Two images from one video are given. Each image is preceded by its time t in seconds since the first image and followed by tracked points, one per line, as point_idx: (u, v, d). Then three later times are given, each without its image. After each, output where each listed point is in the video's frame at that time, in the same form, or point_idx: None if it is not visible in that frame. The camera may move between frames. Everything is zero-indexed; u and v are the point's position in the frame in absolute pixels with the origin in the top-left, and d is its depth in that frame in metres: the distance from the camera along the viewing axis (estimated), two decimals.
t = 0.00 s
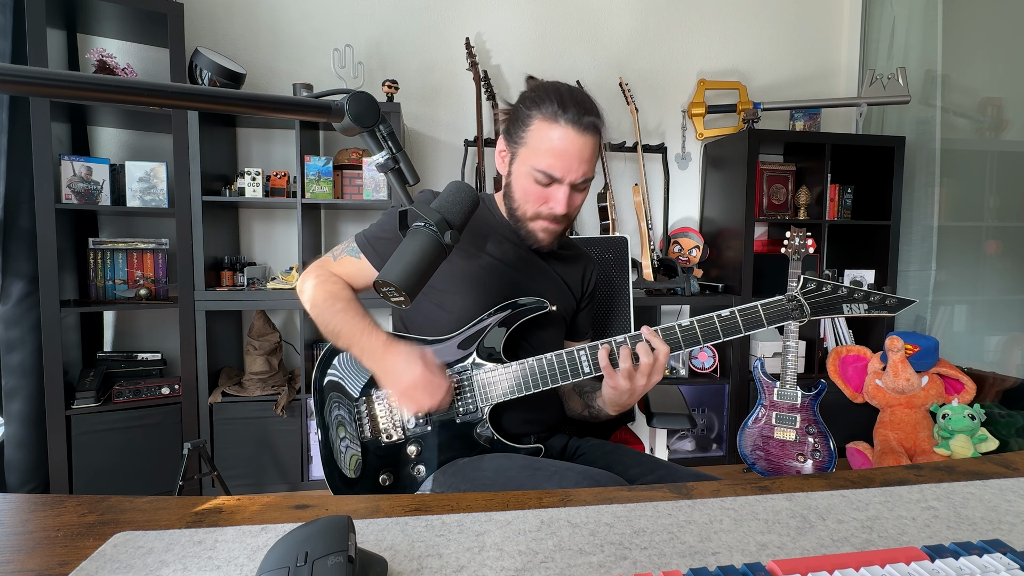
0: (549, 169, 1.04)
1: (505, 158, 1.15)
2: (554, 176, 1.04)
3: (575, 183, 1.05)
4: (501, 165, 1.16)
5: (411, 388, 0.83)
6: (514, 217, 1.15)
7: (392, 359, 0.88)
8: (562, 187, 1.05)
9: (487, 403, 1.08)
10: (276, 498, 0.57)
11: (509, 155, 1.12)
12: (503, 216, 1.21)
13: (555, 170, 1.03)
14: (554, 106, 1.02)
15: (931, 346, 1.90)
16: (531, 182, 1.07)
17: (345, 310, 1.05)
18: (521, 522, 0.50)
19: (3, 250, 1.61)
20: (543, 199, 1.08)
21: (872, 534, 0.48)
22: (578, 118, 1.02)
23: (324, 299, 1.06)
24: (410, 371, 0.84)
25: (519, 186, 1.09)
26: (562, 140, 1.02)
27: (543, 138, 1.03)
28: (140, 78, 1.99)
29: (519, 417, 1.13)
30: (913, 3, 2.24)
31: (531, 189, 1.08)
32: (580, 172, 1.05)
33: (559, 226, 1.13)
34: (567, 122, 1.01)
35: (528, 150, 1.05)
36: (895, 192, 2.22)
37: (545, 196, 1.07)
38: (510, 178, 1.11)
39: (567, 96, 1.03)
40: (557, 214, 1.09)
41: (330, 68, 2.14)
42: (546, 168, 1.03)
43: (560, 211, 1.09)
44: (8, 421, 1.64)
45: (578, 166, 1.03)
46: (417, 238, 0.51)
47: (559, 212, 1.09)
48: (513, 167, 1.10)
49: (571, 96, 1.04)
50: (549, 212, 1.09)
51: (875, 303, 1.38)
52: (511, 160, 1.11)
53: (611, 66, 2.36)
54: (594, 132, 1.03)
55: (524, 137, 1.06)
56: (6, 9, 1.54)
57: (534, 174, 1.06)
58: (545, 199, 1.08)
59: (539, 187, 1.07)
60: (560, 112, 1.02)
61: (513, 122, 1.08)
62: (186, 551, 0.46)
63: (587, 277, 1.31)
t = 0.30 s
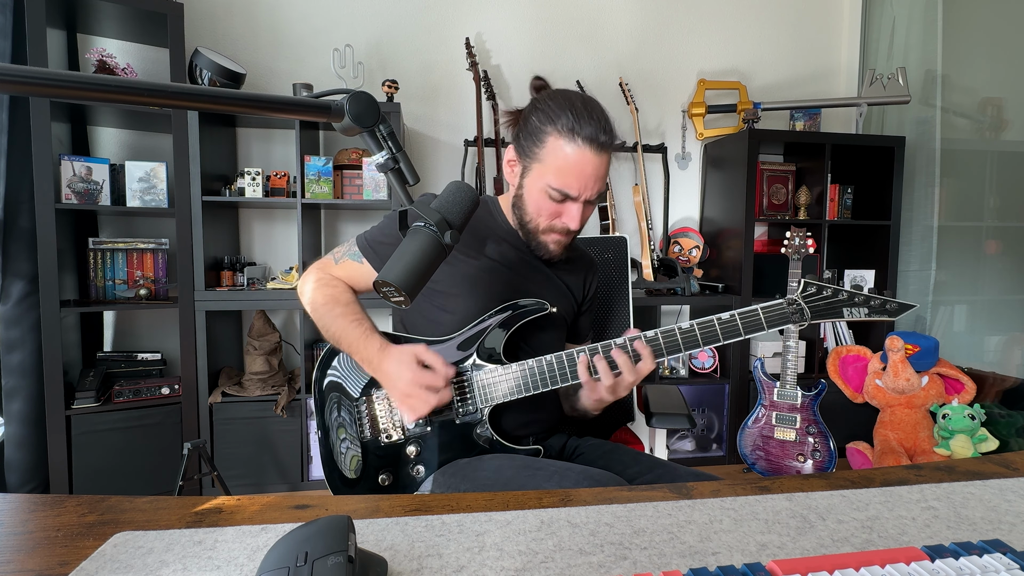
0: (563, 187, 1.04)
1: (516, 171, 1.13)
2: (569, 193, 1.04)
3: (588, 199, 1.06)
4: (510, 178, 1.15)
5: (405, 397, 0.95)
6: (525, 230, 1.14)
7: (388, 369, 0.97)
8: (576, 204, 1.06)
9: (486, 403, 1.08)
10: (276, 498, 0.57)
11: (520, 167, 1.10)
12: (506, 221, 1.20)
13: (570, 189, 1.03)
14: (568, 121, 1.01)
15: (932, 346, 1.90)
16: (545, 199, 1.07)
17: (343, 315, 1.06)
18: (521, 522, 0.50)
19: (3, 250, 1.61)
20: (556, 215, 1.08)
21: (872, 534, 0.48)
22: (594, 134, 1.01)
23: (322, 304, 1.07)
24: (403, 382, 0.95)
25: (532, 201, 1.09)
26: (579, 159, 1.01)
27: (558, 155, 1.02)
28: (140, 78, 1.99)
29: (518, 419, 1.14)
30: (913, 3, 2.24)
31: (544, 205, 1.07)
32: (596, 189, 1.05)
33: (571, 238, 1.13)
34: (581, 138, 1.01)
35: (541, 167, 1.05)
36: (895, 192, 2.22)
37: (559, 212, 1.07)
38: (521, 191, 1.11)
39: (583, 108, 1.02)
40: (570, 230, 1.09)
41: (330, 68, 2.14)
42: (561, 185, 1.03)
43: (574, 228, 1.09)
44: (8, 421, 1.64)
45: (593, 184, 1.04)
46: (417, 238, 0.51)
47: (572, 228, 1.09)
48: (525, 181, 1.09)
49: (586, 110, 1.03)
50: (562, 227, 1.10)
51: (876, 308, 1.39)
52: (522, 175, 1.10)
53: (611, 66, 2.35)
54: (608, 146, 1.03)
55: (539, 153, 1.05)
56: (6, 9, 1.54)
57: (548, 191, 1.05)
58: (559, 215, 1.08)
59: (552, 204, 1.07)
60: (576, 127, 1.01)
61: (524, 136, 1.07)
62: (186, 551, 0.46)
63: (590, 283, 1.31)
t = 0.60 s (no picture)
0: (563, 200, 1.03)
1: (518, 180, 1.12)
2: (570, 206, 1.03)
3: (591, 210, 1.04)
4: (513, 187, 1.14)
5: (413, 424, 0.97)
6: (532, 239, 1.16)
7: (386, 405, 0.95)
8: (578, 216, 1.05)
9: (488, 402, 1.08)
10: (276, 498, 0.57)
11: (522, 177, 1.09)
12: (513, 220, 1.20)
13: (570, 202, 1.02)
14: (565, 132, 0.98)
15: (931, 346, 1.90)
16: (548, 211, 1.07)
17: (349, 333, 1.01)
18: (521, 522, 0.50)
19: (3, 250, 1.61)
20: (559, 225, 1.08)
21: (872, 534, 0.48)
22: (591, 144, 0.97)
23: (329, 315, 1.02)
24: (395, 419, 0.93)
25: (536, 213, 1.10)
26: (577, 172, 0.99)
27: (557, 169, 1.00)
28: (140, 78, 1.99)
29: (522, 420, 1.14)
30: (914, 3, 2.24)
31: (546, 217, 1.08)
32: (597, 200, 1.02)
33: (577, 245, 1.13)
34: (579, 150, 0.97)
35: (542, 179, 1.04)
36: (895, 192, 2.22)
37: (562, 222, 1.08)
38: (525, 200, 1.11)
39: (579, 117, 0.98)
40: (575, 239, 1.10)
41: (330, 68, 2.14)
42: (561, 199, 1.03)
43: (579, 237, 1.09)
44: (8, 421, 1.64)
45: (594, 196, 1.01)
46: (417, 238, 0.51)
47: (575, 237, 1.09)
48: (527, 192, 1.09)
49: (584, 118, 0.98)
50: (567, 236, 1.10)
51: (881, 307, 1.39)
52: (524, 186, 1.09)
53: (611, 66, 2.35)
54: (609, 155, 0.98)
55: (537, 164, 1.03)
56: (6, 9, 1.54)
57: (550, 203, 1.05)
58: (562, 225, 1.08)
59: (555, 215, 1.07)
60: (572, 136, 0.98)
61: (523, 147, 1.04)
62: (186, 551, 0.46)
63: (595, 286, 1.33)
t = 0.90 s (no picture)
0: (559, 200, 1.01)
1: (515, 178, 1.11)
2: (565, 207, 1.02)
3: (587, 211, 1.02)
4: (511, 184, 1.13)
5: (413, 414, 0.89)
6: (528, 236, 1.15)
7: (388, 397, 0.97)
8: (574, 218, 1.04)
9: (489, 403, 1.08)
10: (276, 498, 0.57)
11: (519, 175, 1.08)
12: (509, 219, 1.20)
13: (566, 203, 1.00)
14: (565, 130, 0.95)
15: (932, 346, 1.89)
16: (544, 209, 1.06)
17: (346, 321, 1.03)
18: (521, 522, 0.50)
19: (3, 250, 1.61)
20: (555, 224, 1.07)
21: (872, 534, 0.48)
22: (592, 145, 0.93)
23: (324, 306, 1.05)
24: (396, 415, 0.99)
25: (532, 211, 1.09)
26: (574, 174, 0.96)
27: (553, 170, 0.98)
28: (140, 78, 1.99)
29: (523, 421, 1.14)
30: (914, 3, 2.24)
31: (543, 215, 1.07)
32: (594, 203, 1.01)
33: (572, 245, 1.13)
34: (578, 150, 0.94)
35: (539, 179, 1.02)
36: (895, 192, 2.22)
37: (558, 222, 1.06)
38: (522, 199, 1.10)
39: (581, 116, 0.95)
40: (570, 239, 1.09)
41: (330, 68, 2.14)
42: (557, 199, 1.01)
43: (573, 238, 1.08)
44: (8, 421, 1.64)
45: (590, 199, 0.99)
46: (417, 238, 0.51)
47: (571, 238, 1.08)
48: (525, 189, 1.07)
49: (586, 116, 0.95)
50: (562, 236, 1.09)
51: (883, 313, 1.39)
52: (522, 183, 1.07)
53: (611, 66, 2.35)
54: (609, 154, 0.95)
55: (536, 165, 1.00)
56: (6, 9, 1.54)
57: (546, 202, 1.04)
58: (558, 224, 1.07)
59: (552, 213, 1.06)
60: (572, 135, 0.95)
61: (523, 145, 1.02)
62: (186, 551, 0.46)
63: (595, 286, 1.32)
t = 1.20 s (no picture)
0: (580, 186, 1.04)
1: (523, 175, 1.13)
2: (585, 192, 1.05)
3: (605, 195, 1.07)
4: (518, 183, 1.14)
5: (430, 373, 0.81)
6: (541, 233, 1.14)
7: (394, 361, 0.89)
8: (592, 202, 1.07)
9: (488, 402, 1.08)
10: (276, 498, 0.57)
11: (530, 169, 1.11)
12: (507, 219, 1.20)
13: (588, 186, 1.04)
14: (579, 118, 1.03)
15: (931, 346, 1.89)
16: (562, 199, 1.07)
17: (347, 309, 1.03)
18: (521, 522, 0.50)
19: (3, 250, 1.61)
20: (573, 213, 1.08)
21: (872, 534, 0.48)
22: (606, 130, 1.03)
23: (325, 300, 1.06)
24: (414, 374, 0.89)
25: (548, 203, 1.09)
26: (593, 157, 1.02)
27: (576, 156, 1.03)
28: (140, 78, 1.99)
29: (522, 420, 1.14)
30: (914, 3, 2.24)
31: (561, 205, 1.08)
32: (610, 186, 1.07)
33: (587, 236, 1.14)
34: (596, 135, 1.03)
35: (557, 168, 1.06)
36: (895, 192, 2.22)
37: (576, 211, 1.08)
38: (535, 194, 1.11)
39: (590, 105, 1.04)
40: (588, 227, 1.10)
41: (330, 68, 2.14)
42: (579, 185, 1.04)
43: (591, 225, 1.10)
44: (8, 421, 1.64)
45: (608, 180, 1.05)
46: (417, 238, 0.51)
47: (589, 225, 1.10)
48: (539, 183, 1.10)
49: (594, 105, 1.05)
50: (579, 225, 1.10)
51: (883, 312, 1.38)
52: (534, 177, 1.10)
53: (611, 66, 2.35)
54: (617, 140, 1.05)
55: (554, 154, 1.05)
56: (6, 9, 1.54)
57: (566, 190, 1.06)
58: (576, 214, 1.09)
59: (569, 203, 1.07)
60: (587, 122, 1.03)
61: (535, 138, 1.07)
62: (186, 551, 0.46)
63: (591, 282, 1.31)
